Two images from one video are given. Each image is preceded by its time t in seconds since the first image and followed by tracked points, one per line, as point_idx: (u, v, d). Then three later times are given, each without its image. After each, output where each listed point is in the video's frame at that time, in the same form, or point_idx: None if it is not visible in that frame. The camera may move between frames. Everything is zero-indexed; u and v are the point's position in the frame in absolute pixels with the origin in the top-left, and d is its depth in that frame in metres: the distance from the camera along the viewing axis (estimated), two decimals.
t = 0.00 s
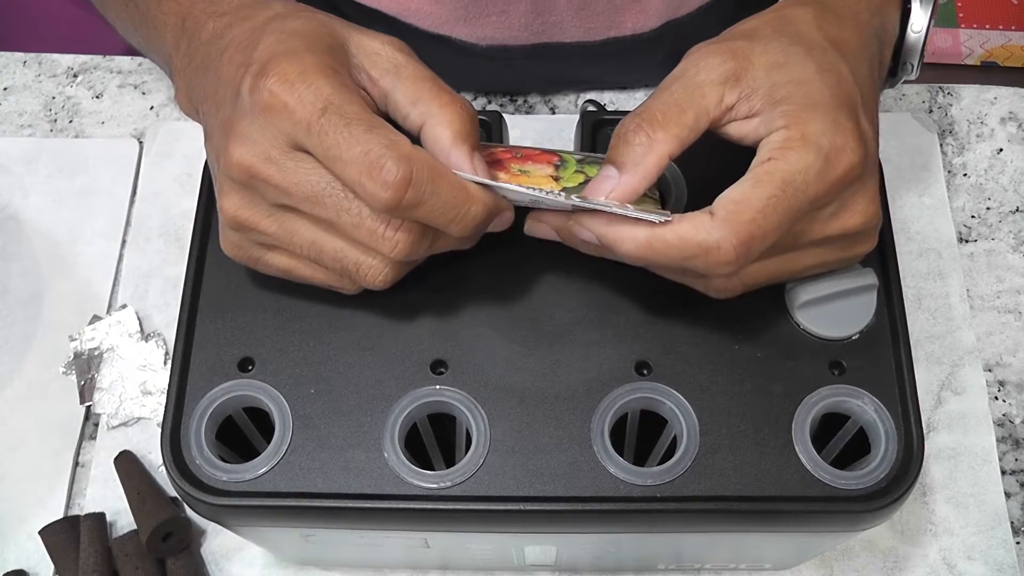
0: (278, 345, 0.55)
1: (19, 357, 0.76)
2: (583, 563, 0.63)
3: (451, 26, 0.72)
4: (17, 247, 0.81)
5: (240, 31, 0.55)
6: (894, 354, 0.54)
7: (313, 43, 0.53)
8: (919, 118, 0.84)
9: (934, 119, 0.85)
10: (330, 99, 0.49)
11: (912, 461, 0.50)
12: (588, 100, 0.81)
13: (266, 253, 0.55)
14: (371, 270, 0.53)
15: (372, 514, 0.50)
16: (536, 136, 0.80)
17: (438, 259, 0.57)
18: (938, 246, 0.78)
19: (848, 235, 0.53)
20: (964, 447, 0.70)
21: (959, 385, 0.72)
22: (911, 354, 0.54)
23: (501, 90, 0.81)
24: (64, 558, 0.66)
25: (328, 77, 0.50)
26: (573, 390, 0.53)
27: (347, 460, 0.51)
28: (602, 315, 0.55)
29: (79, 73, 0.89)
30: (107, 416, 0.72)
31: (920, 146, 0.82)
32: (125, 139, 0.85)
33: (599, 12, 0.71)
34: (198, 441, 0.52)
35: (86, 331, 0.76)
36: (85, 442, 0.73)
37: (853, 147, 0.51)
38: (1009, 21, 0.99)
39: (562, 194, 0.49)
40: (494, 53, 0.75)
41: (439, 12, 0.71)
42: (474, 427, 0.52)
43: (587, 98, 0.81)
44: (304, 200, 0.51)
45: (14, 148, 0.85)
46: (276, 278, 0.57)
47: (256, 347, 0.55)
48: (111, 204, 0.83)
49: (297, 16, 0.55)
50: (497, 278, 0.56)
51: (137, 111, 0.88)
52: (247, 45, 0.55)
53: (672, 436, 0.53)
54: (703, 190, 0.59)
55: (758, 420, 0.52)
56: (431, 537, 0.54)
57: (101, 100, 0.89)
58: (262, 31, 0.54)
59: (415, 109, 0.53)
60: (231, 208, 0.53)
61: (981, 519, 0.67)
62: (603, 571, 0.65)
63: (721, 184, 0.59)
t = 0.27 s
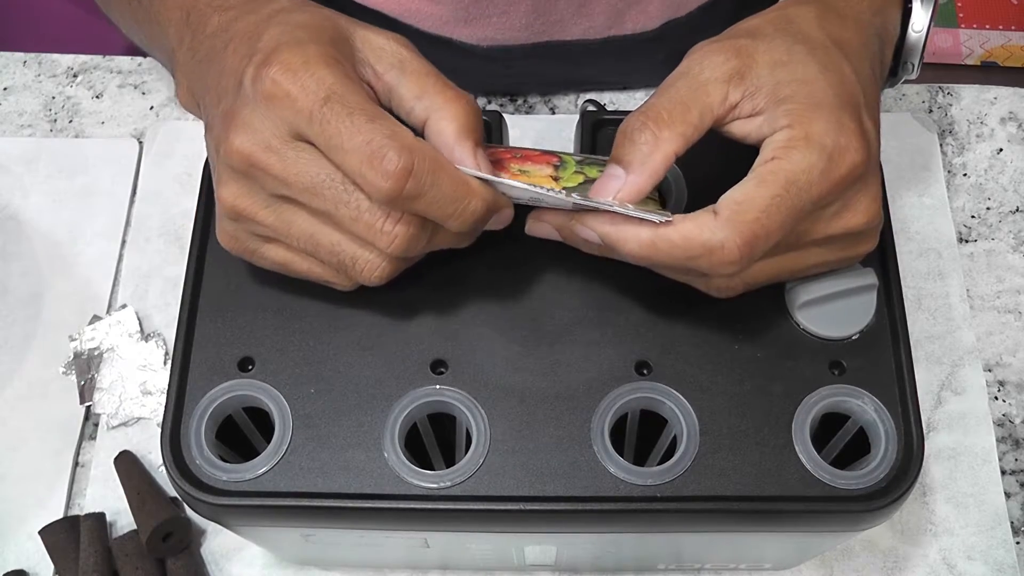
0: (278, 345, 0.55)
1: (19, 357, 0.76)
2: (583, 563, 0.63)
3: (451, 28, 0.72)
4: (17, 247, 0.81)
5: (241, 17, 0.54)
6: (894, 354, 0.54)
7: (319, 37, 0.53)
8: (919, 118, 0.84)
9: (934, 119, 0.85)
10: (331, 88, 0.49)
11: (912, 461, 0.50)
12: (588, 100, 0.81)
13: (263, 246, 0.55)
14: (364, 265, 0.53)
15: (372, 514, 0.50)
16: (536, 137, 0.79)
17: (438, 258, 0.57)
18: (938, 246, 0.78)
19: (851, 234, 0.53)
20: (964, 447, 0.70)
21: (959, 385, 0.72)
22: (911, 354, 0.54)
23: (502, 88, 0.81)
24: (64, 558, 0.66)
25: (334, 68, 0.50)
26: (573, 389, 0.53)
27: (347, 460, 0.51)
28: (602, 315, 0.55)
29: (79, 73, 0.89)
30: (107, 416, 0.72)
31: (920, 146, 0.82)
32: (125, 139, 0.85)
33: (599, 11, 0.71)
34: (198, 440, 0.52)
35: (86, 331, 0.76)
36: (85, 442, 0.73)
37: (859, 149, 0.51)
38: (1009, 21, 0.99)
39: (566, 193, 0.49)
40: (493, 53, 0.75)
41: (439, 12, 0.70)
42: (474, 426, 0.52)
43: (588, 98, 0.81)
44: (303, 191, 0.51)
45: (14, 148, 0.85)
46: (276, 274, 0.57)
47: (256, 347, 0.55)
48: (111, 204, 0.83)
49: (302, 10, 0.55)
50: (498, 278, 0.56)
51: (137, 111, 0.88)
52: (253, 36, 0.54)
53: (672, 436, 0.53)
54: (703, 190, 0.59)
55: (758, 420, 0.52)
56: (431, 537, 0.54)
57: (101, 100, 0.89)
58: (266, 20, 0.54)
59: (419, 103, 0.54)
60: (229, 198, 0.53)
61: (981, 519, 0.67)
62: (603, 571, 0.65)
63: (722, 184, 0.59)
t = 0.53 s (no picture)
0: (278, 345, 0.55)
1: (19, 357, 0.76)
2: (584, 563, 0.63)
3: (450, 28, 0.72)
4: (17, 247, 0.81)
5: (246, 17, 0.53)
6: (894, 354, 0.54)
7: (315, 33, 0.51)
8: (919, 118, 0.84)
9: (934, 119, 0.85)
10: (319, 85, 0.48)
11: (912, 461, 0.50)
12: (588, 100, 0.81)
13: (251, 244, 0.55)
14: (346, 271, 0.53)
15: (372, 514, 0.50)
16: (536, 137, 0.79)
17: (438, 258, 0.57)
18: (938, 246, 0.78)
19: (854, 234, 0.54)
20: (964, 447, 0.70)
21: (959, 385, 0.72)
22: (911, 354, 0.54)
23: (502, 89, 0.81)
24: (64, 558, 0.66)
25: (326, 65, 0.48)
26: (573, 389, 0.53)
27: (347, 460, 0.51)
28: (602, 315, 0.55)
29: (79, 73, 0.89)
30: (107, 416, 0.72)
31: (920, 146, 0.82)
32: (125, 139, 0.85)
33: (598, 11, 0.71)
34: (198, 440, 0.52)
35: (86, 331, 0.76)
36: (85, 442, 0.73)
37: (860, 150, 0.51)
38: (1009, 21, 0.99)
39: (574, 199, 0.48)
40: (493, 53, 0.75)
41: (438, 13, 0.70)
42: (474, 427, 0.52)
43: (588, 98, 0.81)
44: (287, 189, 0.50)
45: (13, 148, 0.85)
46: (272, 273, 0.57)
47: (256, 347, 0.55)
48: (111, 204, 0.83)
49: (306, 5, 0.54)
50: (498, 277, 0.56)
51: (137, 111, 0.88)
52: (251, 32, 0.53)
53: (672, 436, 0.53)
54: (704, 190, 0.59)
55: (758, 420, 0.52)
56: (431, 537, 0.54)
57: (101, 100, 0.89)
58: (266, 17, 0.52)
59: (417, 93, 0.52)
60: (220, 194, 0.53)
61: (981, 519, 0.67)
62: (603, 571, 0.65)
63: (722, 184, 0.59)
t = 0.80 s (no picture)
0: (278, 346, 0.55)
1: (19, 356, 0.76)
2: (584, 563, 0.63)
3: (451, 25, 0.73)
4: (17, 247, 0.81)
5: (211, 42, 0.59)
6: (894, 354, 0.53)
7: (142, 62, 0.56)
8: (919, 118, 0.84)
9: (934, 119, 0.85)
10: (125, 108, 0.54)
11: (912, 461, 0.50)
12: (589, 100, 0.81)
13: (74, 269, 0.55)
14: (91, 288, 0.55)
15: (372, 515, 0.50)
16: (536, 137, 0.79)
17: (438, 258, 0.57)
18: (938, 246, 0.78)
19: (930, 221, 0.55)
20: (964, 447, 0.70)
21: (959, 385, 0.72)
22: (911, 354, 0.54)
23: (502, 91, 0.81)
24: (64, 558, 0.66)
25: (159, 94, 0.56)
26: (573, 389, 0.53)
27: (347, 460, 0.51)
28: (602, 315, 0.55)
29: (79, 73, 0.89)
30: (108, 416, 0.72)
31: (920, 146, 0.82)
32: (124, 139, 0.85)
33: (598, 9, 0.71)
34: (198, 441, 0.52)
35: (86, 331, 0.76)
36: (86, 443, 0.73)
37: (942, 149, 0.52)
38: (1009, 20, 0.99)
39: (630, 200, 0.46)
40: (492, 53, 0.75)
41: (439, 12, 0.71)
42: (474, 427, 0.52)
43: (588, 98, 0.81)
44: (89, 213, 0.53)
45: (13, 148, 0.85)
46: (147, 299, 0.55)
47: (256, 347, 0.55)
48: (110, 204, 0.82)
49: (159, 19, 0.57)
50: (496, 278, 0.56)
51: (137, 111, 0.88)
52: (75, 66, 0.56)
53: (672, 436, 0.53)
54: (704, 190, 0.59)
55: (758, 420, 0.52)
56: (431, 537, 0.54)
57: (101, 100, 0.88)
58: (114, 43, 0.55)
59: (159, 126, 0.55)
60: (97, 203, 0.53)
61: (980, 519, 0.67)
62: (604, 571, 0.65)
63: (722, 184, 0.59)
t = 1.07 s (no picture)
0: (278, 346, 0.55)
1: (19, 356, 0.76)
2: (583, 564, 0.63)
3: (448, 27, 0.72)
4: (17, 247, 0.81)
5: (133, 113, 0.63)
6: (895, 354, 0.53)
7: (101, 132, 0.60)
8: (919, 118, 0.83)
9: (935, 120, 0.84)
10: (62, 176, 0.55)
11: (912, 461, 0.50)
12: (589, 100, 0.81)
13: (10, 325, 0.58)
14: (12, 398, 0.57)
15: (373, 515, 0.50)
16: (536, 137, 0.79)
17: (438, 258, 0.57)
18: (938, 246, 0.78)
19: None
20: (964, 447, 0.70)
21: (959, 385, 0.72)
22: (911, 353, 0.54)
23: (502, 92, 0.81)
24: (64, 558, 0.66)
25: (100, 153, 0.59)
26: (573, 389, 0.53)
27: (347, 461, 0.51)
28: (602, 316, 0.55)
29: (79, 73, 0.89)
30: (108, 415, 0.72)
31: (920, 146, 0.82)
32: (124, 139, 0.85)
33: (595, 15, 0.70)
34: (198, 441, 0.52)
35: (85, 331, 0.75)
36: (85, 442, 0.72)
37: None
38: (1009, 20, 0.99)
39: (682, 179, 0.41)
40: (491, 53, 0.75)
41: (438, 14, 0.70)
42: (474, 428, 0.52)
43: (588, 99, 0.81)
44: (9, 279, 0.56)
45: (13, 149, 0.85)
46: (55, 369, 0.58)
47: (256, 347, 0.55)
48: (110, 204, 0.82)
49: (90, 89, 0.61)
50: (496, 279, 0.56)
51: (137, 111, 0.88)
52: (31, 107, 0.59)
53: (672, 437, 0.53)
54: (703, 190, 0.59)
55: (758, 420, 0.52)
56: (431, 537, 0.54)
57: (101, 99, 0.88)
58: (47, 100, 0.59)
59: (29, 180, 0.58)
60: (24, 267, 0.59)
61: (981, 519, 0.67)
62: (604, 571, 0.65)
63: (722, 184, 0.59)
